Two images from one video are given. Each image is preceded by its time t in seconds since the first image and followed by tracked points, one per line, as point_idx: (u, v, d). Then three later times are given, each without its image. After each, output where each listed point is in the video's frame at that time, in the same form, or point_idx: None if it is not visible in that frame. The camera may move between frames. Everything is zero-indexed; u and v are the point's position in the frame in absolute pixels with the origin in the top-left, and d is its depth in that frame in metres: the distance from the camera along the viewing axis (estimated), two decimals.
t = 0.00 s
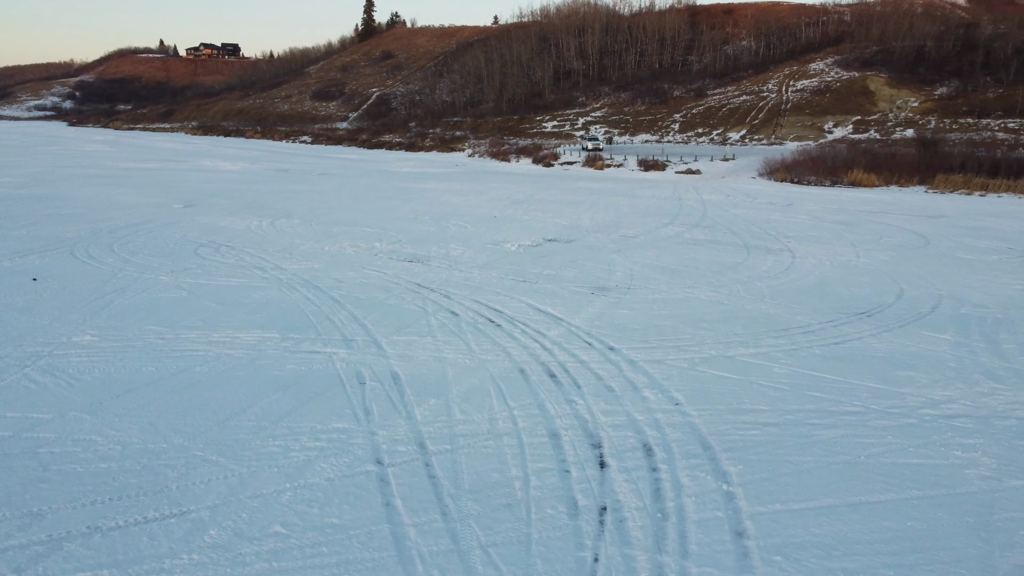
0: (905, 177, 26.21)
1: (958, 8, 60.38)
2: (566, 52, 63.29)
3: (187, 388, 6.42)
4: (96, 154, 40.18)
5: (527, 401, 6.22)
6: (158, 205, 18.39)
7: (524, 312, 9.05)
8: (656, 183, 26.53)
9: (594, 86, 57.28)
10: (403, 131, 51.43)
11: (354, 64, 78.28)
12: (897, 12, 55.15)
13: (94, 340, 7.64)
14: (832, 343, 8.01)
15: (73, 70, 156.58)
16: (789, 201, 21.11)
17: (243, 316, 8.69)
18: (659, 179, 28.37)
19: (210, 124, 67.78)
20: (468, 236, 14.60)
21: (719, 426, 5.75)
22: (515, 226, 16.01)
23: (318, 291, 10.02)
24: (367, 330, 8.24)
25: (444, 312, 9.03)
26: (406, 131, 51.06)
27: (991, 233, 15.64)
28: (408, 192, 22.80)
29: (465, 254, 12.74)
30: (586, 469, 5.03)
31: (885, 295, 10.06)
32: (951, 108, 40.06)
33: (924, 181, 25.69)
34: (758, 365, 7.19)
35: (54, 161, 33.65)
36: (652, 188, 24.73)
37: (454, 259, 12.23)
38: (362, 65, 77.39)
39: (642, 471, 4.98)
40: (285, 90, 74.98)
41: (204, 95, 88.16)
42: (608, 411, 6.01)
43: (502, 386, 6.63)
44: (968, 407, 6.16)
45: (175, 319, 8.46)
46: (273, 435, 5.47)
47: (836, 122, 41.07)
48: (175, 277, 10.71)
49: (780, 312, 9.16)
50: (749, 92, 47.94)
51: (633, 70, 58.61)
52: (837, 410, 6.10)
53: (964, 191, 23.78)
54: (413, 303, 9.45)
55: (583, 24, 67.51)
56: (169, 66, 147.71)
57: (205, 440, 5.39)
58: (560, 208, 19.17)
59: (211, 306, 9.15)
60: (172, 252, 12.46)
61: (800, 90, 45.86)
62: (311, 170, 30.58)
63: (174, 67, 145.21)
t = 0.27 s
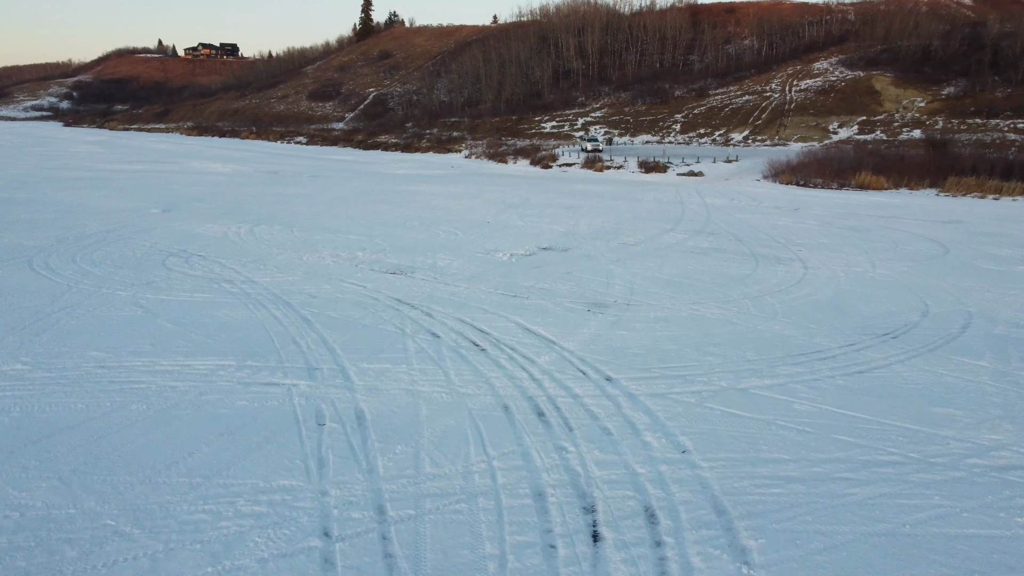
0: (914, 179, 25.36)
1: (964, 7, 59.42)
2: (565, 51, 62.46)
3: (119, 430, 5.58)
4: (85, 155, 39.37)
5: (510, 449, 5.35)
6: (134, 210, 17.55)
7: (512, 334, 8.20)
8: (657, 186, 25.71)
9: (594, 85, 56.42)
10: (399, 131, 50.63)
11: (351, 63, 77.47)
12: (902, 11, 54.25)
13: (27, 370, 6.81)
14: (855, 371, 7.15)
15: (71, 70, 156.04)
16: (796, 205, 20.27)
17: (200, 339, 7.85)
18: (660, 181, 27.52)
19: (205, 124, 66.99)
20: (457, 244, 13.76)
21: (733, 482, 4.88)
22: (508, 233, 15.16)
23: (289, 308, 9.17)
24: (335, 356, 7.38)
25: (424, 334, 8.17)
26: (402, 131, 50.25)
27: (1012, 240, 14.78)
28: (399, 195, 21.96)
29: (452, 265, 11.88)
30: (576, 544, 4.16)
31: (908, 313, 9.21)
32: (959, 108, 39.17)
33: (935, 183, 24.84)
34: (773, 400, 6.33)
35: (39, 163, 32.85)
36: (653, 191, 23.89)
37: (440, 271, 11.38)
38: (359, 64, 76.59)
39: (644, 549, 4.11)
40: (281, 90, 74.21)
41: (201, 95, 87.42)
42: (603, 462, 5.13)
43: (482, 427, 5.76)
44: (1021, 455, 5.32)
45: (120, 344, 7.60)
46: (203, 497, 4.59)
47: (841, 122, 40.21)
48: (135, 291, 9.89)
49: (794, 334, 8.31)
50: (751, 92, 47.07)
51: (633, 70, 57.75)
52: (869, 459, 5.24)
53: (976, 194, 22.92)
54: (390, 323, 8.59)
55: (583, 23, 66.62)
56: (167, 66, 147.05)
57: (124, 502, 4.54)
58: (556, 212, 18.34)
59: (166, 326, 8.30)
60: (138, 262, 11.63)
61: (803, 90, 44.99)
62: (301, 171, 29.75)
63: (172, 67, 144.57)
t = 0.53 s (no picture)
0: (926, 182, 24.49)
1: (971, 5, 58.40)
2: (565, 51, 61.62)
3: (23, 490, 4.72)
4: (74, 156, 38.59)
5: (485, 515, 4.48)
6: (109, 215, 16.69)
7: (497, 360, 7.34)
8: (658, 188, 24.85)
9: (594, 85, 55.56)
10: (395, 132, 49.83)
11: (348, 63, 76.76)
12: (907, 9, 53.31)
13: None
14: (885, 407, 6.27)
15: (69, 70, 155.39)
16: (803, 209, 19.41)
17: (145, 367, 6.99)
18: (661, 184, 26.66)
19: (200, 125, 66.23)
20: (446, 254, 12.92)
21: (752, 564, 3.99)
22: (500, 240, 14.31)
23: (252, 329, 8.31)
24: (295, 388, 6.51)
25: (398, 361, 7.31)
26: (399, 131, 49.44)
27: None
28: (390, 199, 21.11)
29: (438, 278, 11.03)
30: None
31: (938, 335, 8.33)
32: (967, 108, 38.26)
33: (947, 186, 23.97)
34: (794, 446, 5.45)
35: (24, 164, 32.03)
36: (654, 194, 23.02)
37: (424, 285, 10.52)
38: (356, 64, 75.77)
39: None
40: (277, 90, 73.50)
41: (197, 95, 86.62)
42: (596, 534, 4.26)
43: (454, 484, 4.88)
44: None
45: (51, 374, 6.74)
46: None
47: (846, 123, 39.33)
48: (86, 308, 9.02)
49: (813, 360, 7.42)
50: (754, 92, 46.19)
51: (634, 69, 56.91)
52: (912, 528, 4.37)
53: (991, 198, 22.05)
54: (362, 347, 7.72)
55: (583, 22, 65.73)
56: (165, 66, 146.35)
57: None
58: (552, 218, 17.48)
59: (110, 350, 7.43)
60: (98, 275, 10.77)
61: (808, 89, 44.11)
62: (292, 174, 28.90)
63: (170, 67, 143.80)
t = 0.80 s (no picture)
0: (937, 185, 23.62)
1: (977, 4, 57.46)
2: (564, 50, 60.75)
3: None
4: (61, 157, 37.73)
5: None
6: (80, 221, 15.82)
7: (477, 394, 6.46)
8: (659, 191, 23.97)
9: (594, 85, 54.68)
10: (391, 132, 48.99)
11: (345, 62, 75.96)
12: (913, 8, 52.39)
13: None
14: (925, 456, 5.40)
15: (67, 70, 154.61)
16: (811, 214, 18.53)
17: (75, 404, 6.13)
18: (663, 186, 25.78)
19: (194, 125, 65.44)
20: (432, 265, 12.06)
21: None
22: (492, 249, 13.46)
23: (206, 354, 7.45)
24: (242, 431, 5.64)
25: (365, 395, 6.43)
26: (395, 132, 48.60)
27: None
28: (379, 203, 20.25)
29: (421, 292, 10.16)
30: None
31: (972, 361, 7.47)
32: (976, 108, 37.37)
33: (959, 190, 23.10)
34: (823, 510, 4.58)
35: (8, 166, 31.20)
36: (655, 198, 22.15)
37: (405, 301, 9.65)
38: (354, 64, 74.91)
39: None
40: (273, 90, 72.69)
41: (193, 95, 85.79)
42: None
43: (413, 564, 4.00)
44: None
45: None
46: None
47: (851, 123, 38.45)
48: (27, 330, 8.15)
49: (836, 393, 6.55)
50: (757, 91, 45.31)
51: (634, 69, 56.04)
52: None
53: (1006, 201, 21.18)
54: (327, 377, 6.85)
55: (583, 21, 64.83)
56: (163, 66, 145.51)
57: None
58: (548, 224, 16.64)
59: (41, 382, 6.57)
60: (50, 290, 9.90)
61: (812, 89, 43.23)
62: (281, 175, 28.04)
63: (168, 67, 142.89)
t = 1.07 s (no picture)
0: (949, 188, 22.76)
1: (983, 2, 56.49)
2: (563, 49, 59.90)
3: None
4: (49, 158, 36.94)
5: None
6: (47, 227, 14.96)
7: (453, 438, 5.59)
8: (660, 194, 23.14)
9: (594, 85, 53.81)
10: (387, 133, 48.16)
11: (342, 62, 75.16)
12: (918, 6, 51.47)
13: None
14: (979, 522, 4.53)
15: (65, 70, 154.05)
16: (820, 219, 17.69)
17: None
18: (664, 189, 24.96)
19: (189, 126, 64.68)
20: (417, 277, 11.21)
21: None
22: (482, 259, 12.60)
23: (149, 387, 6.56)
24: (171, 489, 4.77)
25: (322, 440, 5.56)
26: (391, 132, 47.78)
27: None
28: (368, 207, 19.41)
29: (401, 310, 9.30)
30: None
31: (1016, 394, 6.61)
32: (984, 107, 36.49)
33: (973, 193, 22.25)
34: None
35: None
36: (656, 201, 21.33)
37: (383, 320, 8.80)
38: (350, 64, 74.18)
39: None
40: (269, 90, 71.91)
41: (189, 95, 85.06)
42: None
43: None
44: None
45: None
46: None
47: (857, 124, 37.61)
48: None
49: (866, 436, 5.69)
50: (760, 91, 44.43)
51: (635, 68, 55.18)
52: None
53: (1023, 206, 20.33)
54: (281, 415, 5.99)
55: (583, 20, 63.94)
56: (160, 66, 144.79)
57: None
58: (543, 230, 15.79)
59: None
60: None
61: (816, 89, 42.36)
62: (271, 178, 27.26)
63: (165, 66, 142.10)
